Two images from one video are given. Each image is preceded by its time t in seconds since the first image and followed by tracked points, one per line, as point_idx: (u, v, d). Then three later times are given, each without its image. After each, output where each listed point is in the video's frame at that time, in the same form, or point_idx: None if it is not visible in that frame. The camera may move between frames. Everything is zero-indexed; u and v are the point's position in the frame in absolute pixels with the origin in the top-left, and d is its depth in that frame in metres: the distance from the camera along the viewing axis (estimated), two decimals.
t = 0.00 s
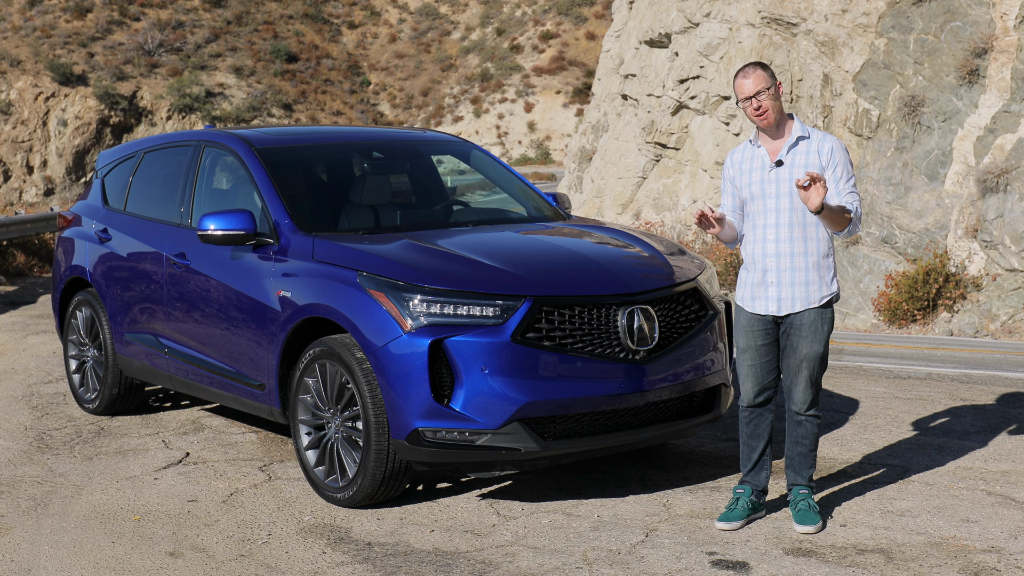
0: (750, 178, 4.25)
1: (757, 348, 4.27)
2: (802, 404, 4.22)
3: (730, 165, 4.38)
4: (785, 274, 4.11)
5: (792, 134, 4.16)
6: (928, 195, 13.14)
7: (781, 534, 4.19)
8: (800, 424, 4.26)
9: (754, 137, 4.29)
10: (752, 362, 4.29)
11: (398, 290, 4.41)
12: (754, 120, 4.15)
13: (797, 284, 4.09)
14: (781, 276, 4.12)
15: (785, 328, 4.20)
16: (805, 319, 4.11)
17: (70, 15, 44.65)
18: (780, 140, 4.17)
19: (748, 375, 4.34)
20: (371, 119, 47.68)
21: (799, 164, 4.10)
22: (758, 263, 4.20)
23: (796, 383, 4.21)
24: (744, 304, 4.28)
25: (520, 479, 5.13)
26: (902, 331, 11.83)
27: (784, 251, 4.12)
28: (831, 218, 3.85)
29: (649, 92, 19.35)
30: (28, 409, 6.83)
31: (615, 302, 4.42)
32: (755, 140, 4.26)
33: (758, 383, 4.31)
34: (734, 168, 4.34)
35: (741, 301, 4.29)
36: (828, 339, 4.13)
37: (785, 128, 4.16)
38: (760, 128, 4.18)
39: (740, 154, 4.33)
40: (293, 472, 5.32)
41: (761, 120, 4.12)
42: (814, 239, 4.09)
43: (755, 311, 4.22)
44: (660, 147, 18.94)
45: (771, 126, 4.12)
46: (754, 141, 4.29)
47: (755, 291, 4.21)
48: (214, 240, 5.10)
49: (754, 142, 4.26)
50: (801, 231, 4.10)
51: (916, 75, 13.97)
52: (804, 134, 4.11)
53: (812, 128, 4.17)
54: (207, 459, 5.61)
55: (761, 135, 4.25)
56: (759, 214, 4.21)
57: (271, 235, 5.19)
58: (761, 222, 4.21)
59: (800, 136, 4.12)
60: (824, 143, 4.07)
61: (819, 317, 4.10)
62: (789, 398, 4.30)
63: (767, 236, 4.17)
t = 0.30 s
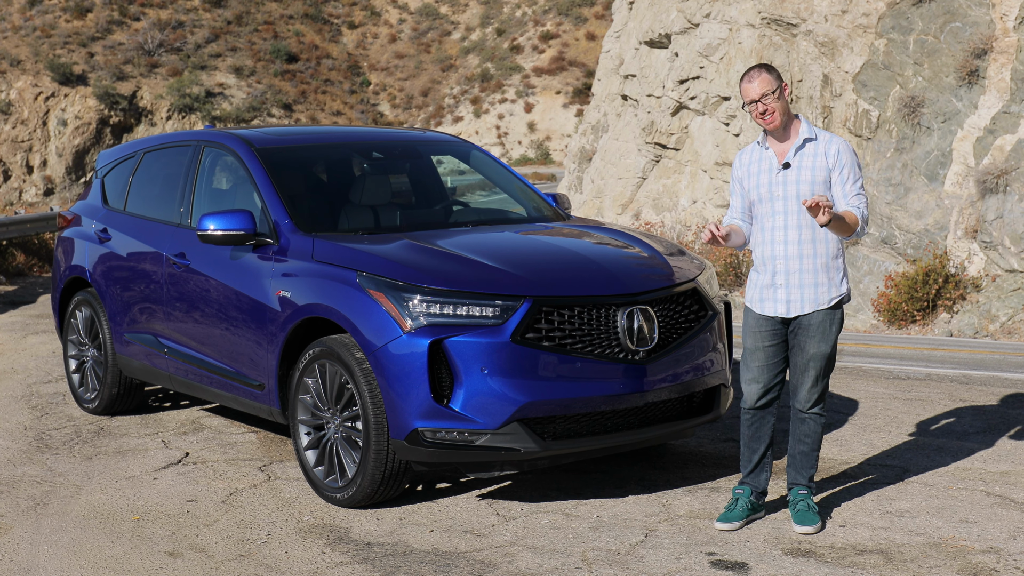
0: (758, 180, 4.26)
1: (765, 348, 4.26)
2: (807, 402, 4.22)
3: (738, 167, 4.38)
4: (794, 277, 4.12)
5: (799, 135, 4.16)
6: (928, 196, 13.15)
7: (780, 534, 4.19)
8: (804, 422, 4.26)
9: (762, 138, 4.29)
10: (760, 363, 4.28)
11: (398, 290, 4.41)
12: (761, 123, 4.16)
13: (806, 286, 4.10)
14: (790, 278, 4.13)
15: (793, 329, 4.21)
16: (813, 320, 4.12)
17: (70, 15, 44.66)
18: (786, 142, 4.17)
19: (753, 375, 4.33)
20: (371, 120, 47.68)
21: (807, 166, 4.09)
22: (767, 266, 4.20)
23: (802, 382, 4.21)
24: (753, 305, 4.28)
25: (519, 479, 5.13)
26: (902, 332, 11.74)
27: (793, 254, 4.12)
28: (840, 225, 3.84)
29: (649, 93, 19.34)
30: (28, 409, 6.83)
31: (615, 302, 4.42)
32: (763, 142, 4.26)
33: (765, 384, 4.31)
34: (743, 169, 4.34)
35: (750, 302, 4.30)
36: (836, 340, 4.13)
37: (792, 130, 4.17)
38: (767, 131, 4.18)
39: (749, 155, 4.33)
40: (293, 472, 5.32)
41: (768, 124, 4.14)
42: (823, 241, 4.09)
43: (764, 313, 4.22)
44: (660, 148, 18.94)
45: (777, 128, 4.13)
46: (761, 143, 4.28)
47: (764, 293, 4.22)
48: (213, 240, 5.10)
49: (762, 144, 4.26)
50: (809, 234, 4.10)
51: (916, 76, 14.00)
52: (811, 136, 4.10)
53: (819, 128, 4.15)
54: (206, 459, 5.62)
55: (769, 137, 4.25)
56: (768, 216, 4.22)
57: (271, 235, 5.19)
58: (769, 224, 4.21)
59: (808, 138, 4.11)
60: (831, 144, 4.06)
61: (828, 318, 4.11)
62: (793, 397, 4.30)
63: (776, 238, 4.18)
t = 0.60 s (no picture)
0: (768, 176, 4.25)
1: (767, 348, 4.27)
2: (807, 403, 4.23)
3: (749, 163, 4.38)
4: (796, 274, 4.12)
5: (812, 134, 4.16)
6: (927, 197, 13.16)
7: (779, 534, 4.19)
8: (805, 421, 4.26)
9: (775, 136, 4.29)
10: (762, 362, 4.28)
11: (397, 290, 4.41)
12: (772, 120, 4.16)
13: (807, 285, 4.10)
14: (791, 275, 4.12)
15: (795, 330, 4.21)
16: (815, 321, 4.13)
17: (70, 15, 44.66)
18: (799, 140, 4.17)
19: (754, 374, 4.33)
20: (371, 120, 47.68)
21: (818, 165, 4.09)
22: (770, 261, 4.20)
23: (803, 383, 4.21)
24: (754, 302, 4.29)
25: (518, 479, 5.13)
26: (901, 332, 11.66)
27: (797, 251, 4.12)
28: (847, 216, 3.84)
29: (648, 93, 19.35)
30: (26, 408, 6.82)
31: (615, 302, 4.42)
32: (775, 139, 4.26)
33: (764, 383, 4.30)
34: (753, 165, 4.34)
35: (752, 298, 4.30)
36: (838, 342, 4.14)
37: (805, 129, 4.17)
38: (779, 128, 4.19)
39: (761, 151, 4.33)
40: (292, 472, 5.32)
41: (780, 122, 4.14)
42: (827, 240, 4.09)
43: (765, 309, 4.23)
44: (660, 148, 18.94)
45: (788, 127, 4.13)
46: (774, 140, 4.28)
47: (766, 289, 4.22)
48: (213, 239, 5.10)
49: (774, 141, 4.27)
50: (815, 232, 4.10)
51: (916, 77, 14.04)
52: (824, 136, 4.10)
53: (833, 130, 4.16)
54: (206, 459, 5.62)
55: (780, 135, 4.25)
56: (774, 212, 4.21)
57: (270, 234, 5.19)
58: (775, 220, 4.21)
59: (821, 137, 4.11)
60: (844, 145, 4.06)
61: (829, 320, 4.11)
62: (795, 397, 4.31)
63: (781, 235, 4.18)
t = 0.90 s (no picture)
0: (777, 177, 4.25)
1: (769, 349, 4.27)
2: (810, 404, 4.23)
3: (760, 162, 4.38)
4: (801, 276, 4.12)
5: (824, 136, 4.15)
6: (928, 196, 13.16)
7: (780, 534, 4.19)
8: (807, 423, 4.27)
9: (786, 136, 4.28)
10: (763, 363, 4.28)
11: (398, 290, 4.41)
12: (788, 118, 4.15)
13: (812, 287, 4.10)
14: (796, 277, 4.13)
15: (799, 330, 4.21)
16: (819, 322, 4.11)
17: (70, 15, 44.68)
18: (810, 141, 4.16)
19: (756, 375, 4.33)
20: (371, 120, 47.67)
21: (826, 168, 4.09)
22: (776, 262, 4.21)
23: (806, 384, 4.21)
24: (759, 302, 4.30)
25: (519, 479, 5.13)
26: (902, 332, 11.67)
27: (802, 253, 4.12)
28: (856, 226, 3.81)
29: (648, 93, 19.35)
30: (27, 409, 6.83)
31: (615, 303, 4.42)
32: (786, 139, 4.26)
33: (765, 385, 4.30)
34: (763, 165, 4.34)
35: (757, 298, 4.31)
36: (842, 343, 4.12)
37: (818, 131, 4.16)
38: (792, 127, 4.17)
39: (771, 151, 4.33)
40: (293, 472, 5.32)
41: (795, 120, 4.13)
42: (835, 244, 4.08)
43: (768, 310, 4.23)
44: (660, 148, 18.93)
45: (804, 126, 4.12)
46: (785, 140, 4.28)
47: (771, 289, 4.23)
48: (213, 240, 5.10)
49: (786, 141, 4.26)
50: (821, 234, 4.10)
51: (916, 76, 14.05)
52: (834, 139, 4.09)
53: (844, 133, 4.14)
54: (206, 459, 5.62)
55: (793, 135, 4.24)
56: (782, 214, 4.22)
57: (271, 235, 5.19)
58: (782, 221, 4.21)
59: (831, 140, 4.09)
60: (853, 149, 4.05)
61: (833, 321, 4.10)
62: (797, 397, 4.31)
63: (787, 236, 4.18)
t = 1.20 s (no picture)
0: (781, 175, 4.24)
1: (771, 348, 4.27)
2: (811, 405, 4.24)
3: (765, 161, 4.37)
4: (803, 274, 4.12)
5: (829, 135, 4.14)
6: (928, 196, 13.17)
7: (779, 534, 4.19)
8: (808, 424, 4.27)
9: (791, 134, 4.27)
10: (765, 363, 4.28)
11: (398, 289, 4.41)
12: (796, 116, 4.14)
13: (815, 286, 4.09)
14: (799, 276, 4.12)
15: (801, 331, 4.21)
16: (821, 323, 4.12)
17: (70, 15, 44.69)
18: (816, 139, 4.14)
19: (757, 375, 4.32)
20: (371, 119, 47.67)
21: (831, 166, 4.08)
22: (779, 261, 4.20)
23: (807, 384, 4.22)
24: (761, 300, 4.29)
25: (518, 479, 5.13)
26: (902, 331, 11.68)
27: (805, 252, 4.12)
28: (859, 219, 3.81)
29: (648, 92, 19.35)
30: (27, 408, 6.83)
31: (615, 302, 4.42)
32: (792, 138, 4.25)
33: (766, 384, 4.30)
34: (768, 164, 4.33)
35: (760, 297, 4.30)
36: (843, 344, 4.13)
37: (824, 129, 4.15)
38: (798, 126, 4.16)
39: (776, 150, 4.32)
40: (293, 472, 5.32)
41: (802, 118, 4.12)
42: (838, 242, 4.08)
43: (771, 308, 4.22)
44: (660, 147, 18.93)
45: (811, 124, 4.11)
46: (790, 139, 4.27)
47: (773, 288, 4.22)
48: (213, 239, 5.10)
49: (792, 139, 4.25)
50: (824, 233, 4.09)
51: (916, 76, 14.06)
52: (840, 138, 4.08)
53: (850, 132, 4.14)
54: (206, 458, 5.62)
55: (798, 133, 4.23)
56: (786, 212, 4.21)
57: (270, 234, 5.19)
58: (786, 220, 4.20)
59: (837, 139, 4.09)
60: (859, 148, 4.04)
61: (835, 322, 4.11)
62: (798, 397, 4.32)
63: (791, 235, 4.17)
